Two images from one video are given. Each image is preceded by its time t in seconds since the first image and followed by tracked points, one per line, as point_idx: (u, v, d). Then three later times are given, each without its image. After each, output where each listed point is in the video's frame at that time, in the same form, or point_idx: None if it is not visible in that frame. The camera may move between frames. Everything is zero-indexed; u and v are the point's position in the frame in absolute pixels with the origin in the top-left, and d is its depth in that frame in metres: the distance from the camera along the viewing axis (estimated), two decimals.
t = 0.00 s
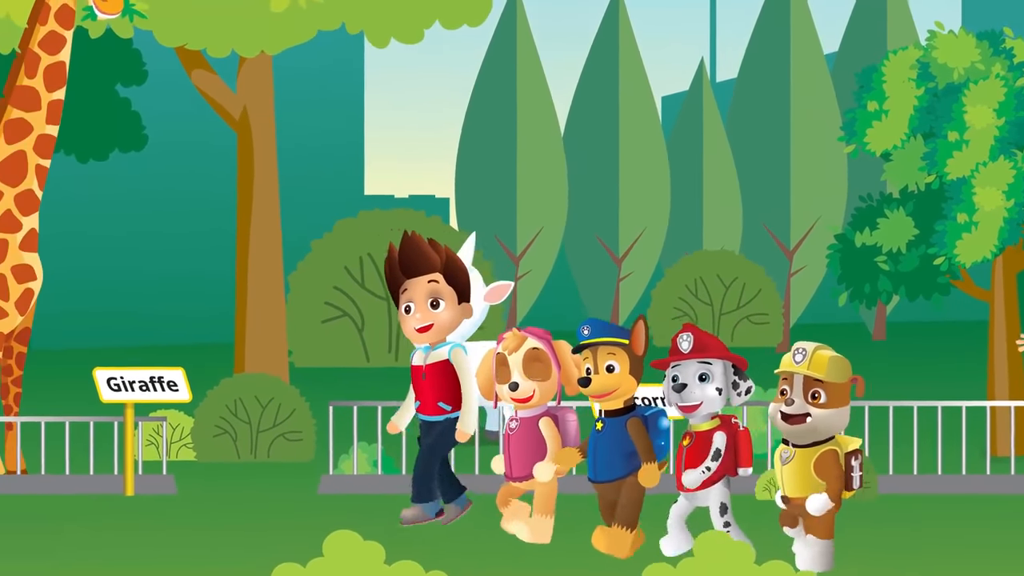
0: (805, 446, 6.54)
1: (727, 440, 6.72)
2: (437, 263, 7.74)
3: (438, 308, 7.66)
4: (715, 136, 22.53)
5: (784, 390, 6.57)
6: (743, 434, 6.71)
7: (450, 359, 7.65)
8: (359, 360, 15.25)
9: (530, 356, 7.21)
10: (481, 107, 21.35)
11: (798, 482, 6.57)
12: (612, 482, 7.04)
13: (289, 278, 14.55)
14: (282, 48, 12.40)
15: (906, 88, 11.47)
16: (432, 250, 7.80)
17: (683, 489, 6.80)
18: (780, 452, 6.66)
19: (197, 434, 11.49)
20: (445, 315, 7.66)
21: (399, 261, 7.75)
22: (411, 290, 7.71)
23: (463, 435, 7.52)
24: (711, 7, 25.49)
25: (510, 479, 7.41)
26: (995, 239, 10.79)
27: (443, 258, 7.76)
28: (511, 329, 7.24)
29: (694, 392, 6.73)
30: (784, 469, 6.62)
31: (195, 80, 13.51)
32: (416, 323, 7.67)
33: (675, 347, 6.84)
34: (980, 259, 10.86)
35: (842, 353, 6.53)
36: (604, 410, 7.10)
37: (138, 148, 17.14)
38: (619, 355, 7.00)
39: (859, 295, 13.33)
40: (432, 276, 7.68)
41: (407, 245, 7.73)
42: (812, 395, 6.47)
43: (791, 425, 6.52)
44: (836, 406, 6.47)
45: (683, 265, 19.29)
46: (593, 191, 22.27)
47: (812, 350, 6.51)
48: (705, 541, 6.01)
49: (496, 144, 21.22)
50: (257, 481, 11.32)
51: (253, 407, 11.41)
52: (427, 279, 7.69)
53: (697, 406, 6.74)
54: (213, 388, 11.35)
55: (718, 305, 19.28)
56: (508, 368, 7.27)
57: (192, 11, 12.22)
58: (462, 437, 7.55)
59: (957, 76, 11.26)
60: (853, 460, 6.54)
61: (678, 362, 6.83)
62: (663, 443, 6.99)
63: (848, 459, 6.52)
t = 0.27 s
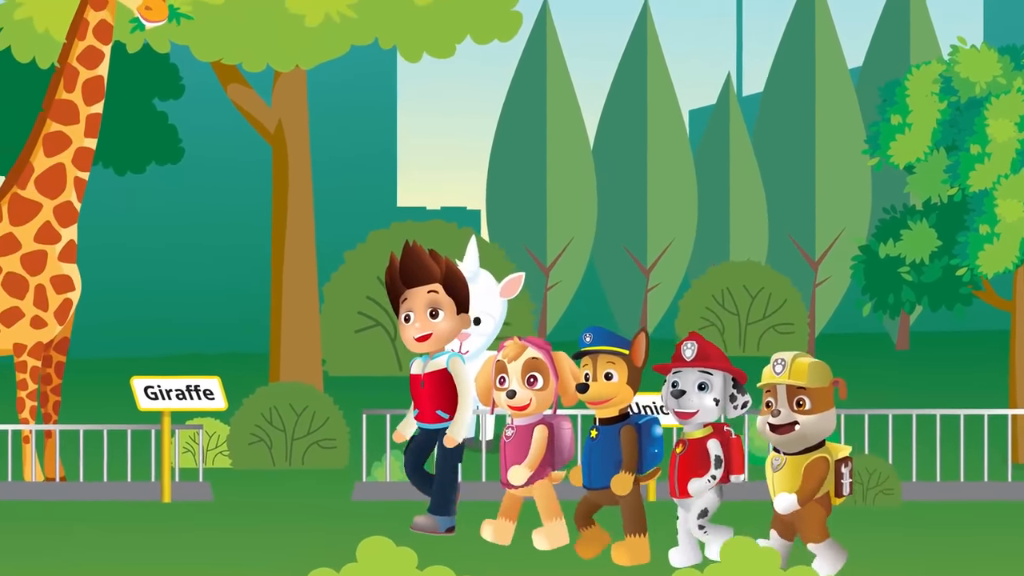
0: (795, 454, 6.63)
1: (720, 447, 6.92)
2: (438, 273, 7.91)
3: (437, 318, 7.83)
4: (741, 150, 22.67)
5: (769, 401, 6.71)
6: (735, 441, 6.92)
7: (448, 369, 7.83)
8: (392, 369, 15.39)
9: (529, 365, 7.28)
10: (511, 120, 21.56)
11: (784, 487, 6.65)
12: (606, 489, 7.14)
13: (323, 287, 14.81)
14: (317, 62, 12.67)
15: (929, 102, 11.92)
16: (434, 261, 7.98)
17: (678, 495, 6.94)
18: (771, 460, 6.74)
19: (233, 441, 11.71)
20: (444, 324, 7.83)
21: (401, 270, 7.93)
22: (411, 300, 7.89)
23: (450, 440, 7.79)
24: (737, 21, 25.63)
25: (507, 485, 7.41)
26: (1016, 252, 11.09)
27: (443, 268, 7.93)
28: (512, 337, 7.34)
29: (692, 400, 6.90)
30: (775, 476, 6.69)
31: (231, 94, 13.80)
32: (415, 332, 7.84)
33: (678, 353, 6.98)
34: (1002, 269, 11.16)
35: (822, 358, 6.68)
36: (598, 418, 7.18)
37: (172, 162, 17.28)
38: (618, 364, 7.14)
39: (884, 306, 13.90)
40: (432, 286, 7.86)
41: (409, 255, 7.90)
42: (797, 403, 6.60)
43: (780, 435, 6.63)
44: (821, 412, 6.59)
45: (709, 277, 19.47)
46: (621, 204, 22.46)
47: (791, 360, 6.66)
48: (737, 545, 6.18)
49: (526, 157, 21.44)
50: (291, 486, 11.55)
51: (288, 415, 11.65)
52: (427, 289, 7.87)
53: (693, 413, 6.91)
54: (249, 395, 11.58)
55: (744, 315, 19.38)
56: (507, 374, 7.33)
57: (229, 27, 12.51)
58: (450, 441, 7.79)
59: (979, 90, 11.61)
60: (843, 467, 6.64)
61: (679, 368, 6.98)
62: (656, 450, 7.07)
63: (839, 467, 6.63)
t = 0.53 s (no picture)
0: (788, 461, 6.89)
1: (715, 453, 7.01)
2: (445, 285, 8.09)
3: (441, 328, 8.00)
4: (768, 163, 22.82)
5: (765, 408, 6.95)
6: (728, 448, 7.03)
7: (444, 377, 7.93)
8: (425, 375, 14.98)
9: (529, 375, 7.45)
10: (542, 134, 21.83)
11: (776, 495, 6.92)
12: (600, 496, 7.30)
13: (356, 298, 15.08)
14: (350, 76, 12.92)
15: (953, 118, 15.40)
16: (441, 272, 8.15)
17: (672, 500, 7.10)
18: (764, 467, 6.99)
19: (270, 449, 12.07)
20: (447, 334, 7.99)
21: (409, 278, 8.09)
22: (416, 308, 8.06)
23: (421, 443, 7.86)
24: (765, 36, 25.74)
25: (502, 491, 7.67)
26: None
27: (452, 281, 8.11)
28: (514, 346, 7.49)
29: (693, 408, 6.98)
30: (768, 483, 6.94)
31: (266, 108, 14.08)
32: (418, 340, 8.01)
33: (688, 361, 7.11)
34: None
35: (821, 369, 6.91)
36: (595, 426, 7.35)
37: (211, 174, 17.80)
38: (619, 373, 7.25)
39: (905, 317, 16.75)
40: (438, 296, 8.02)
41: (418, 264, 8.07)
42: (793, 412, 6.84)
43: (774, 441, 6.87)
44: (815, 423, 6.84)
45: (738, 287, 20.13)
46: (649, 215, 22.69)
47: (791, 368, 6.88)
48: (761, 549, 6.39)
49: (556, 170, 21.65)
50: (325, 491, 11.75)
51: (323, 423, 11.89)
52: (434, 299, 8.03)
53: (692, 421, 7.00)
54: (285, 404, 11.83)
55: (770, 324, 20.09)
56: (507, 382, 7.49)
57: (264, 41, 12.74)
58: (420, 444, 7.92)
59: (1000, 103, 15.04)
60: (834, 474, 6.88)
61: (687, 376, 7.09)
62: (650, 458, 7.29)
63: (830, 473, 6.87)
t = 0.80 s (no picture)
0: (780, 468, 6.96)
1: (709, 461, 6.99)
2: (455, 297, 8.21)
3: (445, 338, 8.09)
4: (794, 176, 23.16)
5: (763, 413, 7.03)
6: (722, 456, 7.02)
7: (444, 386, 8.02)
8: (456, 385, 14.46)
9: (529, 384, 7.54)
10: (571, 150, 22.04)
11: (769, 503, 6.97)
12: (598, 502, 7.31)
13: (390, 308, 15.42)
14: (383, 89, 13.12)
15: (974, 133, 16.23)
16: (453, 284, 8.27)
17: (666, 507, 7.04)
18: (757, 474, 7.07)
19: (304, 456, 12.25)
20: (450, 345, 8.08)
21: (421, 287, 8.21)
22: (424, 316, 8.15)
23: (434, 454, 7.96)
24: (789, 50, 26.18)
25: (500, 498, 7.70)
26: None
27: (462, 294, 8.23)
28: (515, 355, 7.57)
29: (691, 417, 7.01)
30: (760, 490, 7.01)
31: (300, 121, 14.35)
32: (421, 347, 8.10)
33: (691, 371, 7.10)
34: None
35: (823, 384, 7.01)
36: (591, 433, 7.40)
37: (245, 186, 17.98)
38: (620, 383, 7.30)
39: (929, 326, 17.18)
40: (446, 307, 8.14)
41: (432, 274, 8.22)
42: (790, 421, 6.93)
43: (768, 447, 6.96)
44: (811, 433, 6.92)
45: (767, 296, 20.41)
46: (677, 228, 22.96)
47: (794, 377, 6.98)
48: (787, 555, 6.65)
49: (586, 182, 21.86)
50: (356, 498, 11.89)
51: (356, 432, 12.15)
52: (441, 309, 8.14)
53: (689, 429, 7.03)
54: (318, 412, 12.14)
55: (796, 333, 20.43)
56: (507, 390, 7.59)
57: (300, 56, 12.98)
58: (434, 454, 7.97)
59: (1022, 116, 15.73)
60: (826, 481, 6.94)
61: (687, 385, 7.08)
62: (645, 465, 7.28)
63: (822, 480, 6.93)
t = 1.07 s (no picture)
0: (772, 475, 7.02)
1: (699, 469, 7.16)
2: (463, 310, 8.38)
3: (449, 348, 8.27)
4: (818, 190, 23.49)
5: (762, 419, 7.06)
6: (715, 464, 7.17)
7: (444, 395, 8.25)
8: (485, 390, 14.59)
9: (529, 394, 7.61)
10: (599, 162, 22.25)
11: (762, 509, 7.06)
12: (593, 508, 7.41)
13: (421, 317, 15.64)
14: (414, 104, 13.37)
15: (995, 144, 18.09)
16: (462, 298, 8.45)
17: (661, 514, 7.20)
18: (750, 481, 7.13)
19: (338, 462, 12.48)
20: (453, 356, 8.26)
21: (431, 296, 8.38)
22: (430, 325, 8.32)
23: (458, 465, 8.05)
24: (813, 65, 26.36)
25: (497, 504, 7.85)
26: None
27: (470, 307, 8.41)
28: (517, 364, 7.64)
29: (686, 425, 7.16)
30: (752, 496, 7.09)
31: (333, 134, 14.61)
32: (424, 355, 8.27)
33: (687, 380, 7.23)
34: None
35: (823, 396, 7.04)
36: (586, 440, 7.49)
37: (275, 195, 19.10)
38: (621, 394, 7.37)
39: (952, 335, 19.18)
40: (453, 319, 8.31)
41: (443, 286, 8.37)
42: (787, 430, 6.97)
43: (762, 453, 7.00)
44: (806, 443, 6.96)
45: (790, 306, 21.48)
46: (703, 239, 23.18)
47: (796, 388, 7.00)
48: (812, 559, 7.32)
49: (613, 195, 22.08)
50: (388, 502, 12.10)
51: (389, 439, 12.32)
52: (449, 320, 8.31)
53: (684, 436, 7.18)
54: (352, 419, 12.39)
55: (819, 343, 21.52)
56: (506, 398, 7.66)
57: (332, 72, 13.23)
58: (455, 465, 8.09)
59: None
60: (817, 488, 7.02)
61: (683, 393, 7.23)
62: (640, 472, 7.39)
63: (813, 487, 7.00)
